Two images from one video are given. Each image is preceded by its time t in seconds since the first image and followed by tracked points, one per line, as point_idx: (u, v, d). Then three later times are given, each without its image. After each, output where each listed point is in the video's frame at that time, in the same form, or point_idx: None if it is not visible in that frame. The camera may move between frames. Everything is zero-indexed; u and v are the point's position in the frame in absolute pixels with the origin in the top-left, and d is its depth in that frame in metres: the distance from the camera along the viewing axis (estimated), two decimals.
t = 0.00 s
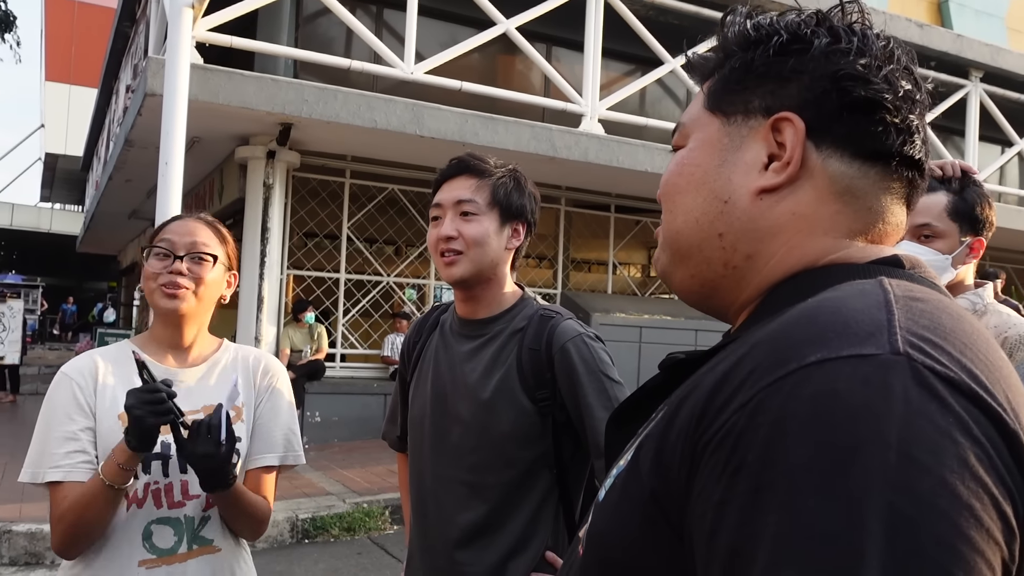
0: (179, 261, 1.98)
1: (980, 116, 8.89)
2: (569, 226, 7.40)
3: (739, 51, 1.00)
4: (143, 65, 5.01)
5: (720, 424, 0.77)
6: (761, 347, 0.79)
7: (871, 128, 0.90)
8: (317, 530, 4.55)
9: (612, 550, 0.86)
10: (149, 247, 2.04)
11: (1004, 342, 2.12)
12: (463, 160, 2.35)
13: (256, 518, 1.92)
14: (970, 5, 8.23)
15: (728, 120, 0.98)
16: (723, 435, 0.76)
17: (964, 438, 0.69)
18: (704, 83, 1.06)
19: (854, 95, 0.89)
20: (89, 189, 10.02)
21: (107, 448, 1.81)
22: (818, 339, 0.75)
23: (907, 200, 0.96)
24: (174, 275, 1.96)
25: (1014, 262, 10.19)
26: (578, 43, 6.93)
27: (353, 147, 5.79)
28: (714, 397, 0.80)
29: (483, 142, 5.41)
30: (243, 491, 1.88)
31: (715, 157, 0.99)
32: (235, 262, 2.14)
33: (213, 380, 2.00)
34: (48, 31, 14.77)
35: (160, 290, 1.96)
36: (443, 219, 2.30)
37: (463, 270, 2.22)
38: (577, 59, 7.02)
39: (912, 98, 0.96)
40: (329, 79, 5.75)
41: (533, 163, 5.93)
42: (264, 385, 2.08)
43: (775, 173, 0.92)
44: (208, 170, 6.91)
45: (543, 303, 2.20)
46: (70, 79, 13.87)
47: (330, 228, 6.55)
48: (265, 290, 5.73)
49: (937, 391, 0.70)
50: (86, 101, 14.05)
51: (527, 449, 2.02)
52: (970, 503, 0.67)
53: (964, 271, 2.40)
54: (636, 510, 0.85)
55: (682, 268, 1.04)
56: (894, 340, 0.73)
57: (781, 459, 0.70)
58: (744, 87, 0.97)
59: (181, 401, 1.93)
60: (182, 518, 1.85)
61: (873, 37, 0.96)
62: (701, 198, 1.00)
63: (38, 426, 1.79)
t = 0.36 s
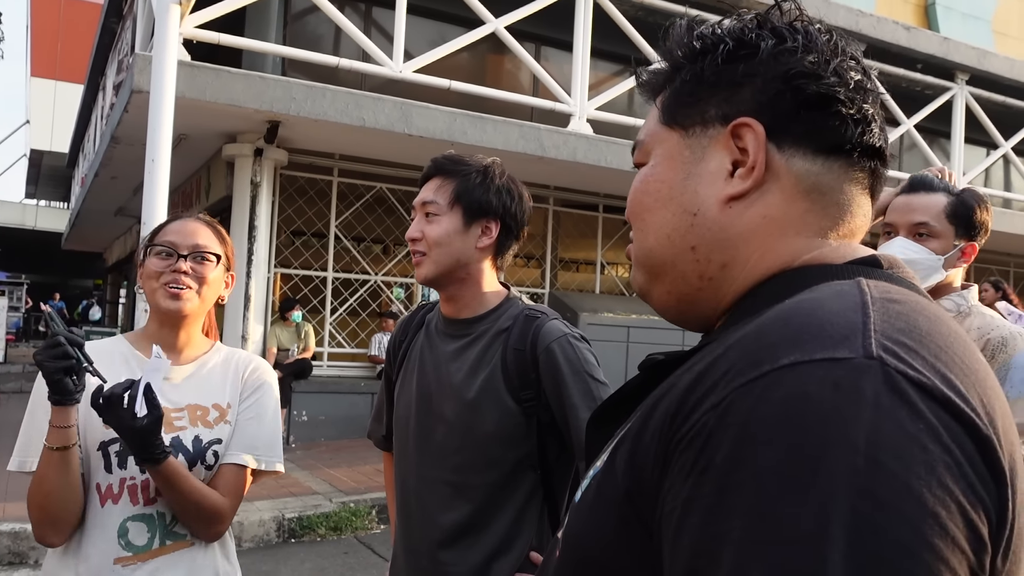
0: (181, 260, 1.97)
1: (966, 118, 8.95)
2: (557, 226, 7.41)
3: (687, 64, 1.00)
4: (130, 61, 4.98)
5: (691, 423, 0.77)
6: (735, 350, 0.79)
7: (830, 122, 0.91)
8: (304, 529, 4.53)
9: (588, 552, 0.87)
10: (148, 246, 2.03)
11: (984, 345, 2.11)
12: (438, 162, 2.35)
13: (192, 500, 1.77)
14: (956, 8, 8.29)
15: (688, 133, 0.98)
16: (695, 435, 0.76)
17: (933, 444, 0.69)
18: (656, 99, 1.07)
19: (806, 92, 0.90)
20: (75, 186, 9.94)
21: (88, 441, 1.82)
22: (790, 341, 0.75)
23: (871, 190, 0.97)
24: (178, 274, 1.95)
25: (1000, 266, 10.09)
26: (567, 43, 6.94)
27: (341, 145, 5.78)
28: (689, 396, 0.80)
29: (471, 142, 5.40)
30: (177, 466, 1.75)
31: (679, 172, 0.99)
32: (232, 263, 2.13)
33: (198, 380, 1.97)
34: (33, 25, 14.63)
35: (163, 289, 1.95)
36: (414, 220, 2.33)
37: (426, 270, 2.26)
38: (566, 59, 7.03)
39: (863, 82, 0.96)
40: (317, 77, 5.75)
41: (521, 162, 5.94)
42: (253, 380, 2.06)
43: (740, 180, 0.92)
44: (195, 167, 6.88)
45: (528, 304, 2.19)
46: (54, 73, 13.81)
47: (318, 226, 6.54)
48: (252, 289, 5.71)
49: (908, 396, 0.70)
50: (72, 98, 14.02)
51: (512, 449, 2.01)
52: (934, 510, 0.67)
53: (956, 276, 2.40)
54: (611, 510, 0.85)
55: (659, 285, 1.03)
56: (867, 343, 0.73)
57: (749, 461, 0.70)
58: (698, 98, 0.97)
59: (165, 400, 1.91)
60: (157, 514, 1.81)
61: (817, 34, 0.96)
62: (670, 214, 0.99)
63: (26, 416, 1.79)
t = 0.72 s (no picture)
0: (162, 267, 1.94)
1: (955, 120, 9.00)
2: (548, 226, 7.41)
3: (734, 42, 0.98)
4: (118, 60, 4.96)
5: (706, 433, 0.76)
6: (751, 354, 0.77)
7: (852, 140, 0.94)
8: (292, 530, 4.52)
9: (587, 558, 0.85)
10: (125, 249, 1.97)
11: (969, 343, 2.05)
12: (433, 161, 2.36)
13: (232, 523, 1.88)
14: (945, 10, 8.32)
15: (721, 114, 0.96)
16: (712, 444, 0.74)
17: (956, 451, 0.69)
18: (685, 63, 1.05)
19: (849, 107, 0.93)
20: (63, 185, 9.91)
21: (77, 447, 1.76)
22: (809, 348, 0.74)
23: (870, 204, 1.00)
24: (160, 282, 1.92)
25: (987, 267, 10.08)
26: (558, 43, 6.95)
27: (332, 145, 5.77)
28: (701, 403, 0.78)
29: (462, 142, 5.39)
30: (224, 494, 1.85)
31: (707, 154, 0.96)
32: (209, 263, 2.10)
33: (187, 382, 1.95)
34: (20, 22, 14.59)
35: (146, 297, 1.91)
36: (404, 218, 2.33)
37: (413, 267, 2.25)
38: (556, 59, 7.03)
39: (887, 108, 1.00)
40: (306, 76, 5.74)
41: (513, 163, 5.93)
42: (241, 388, 2.04)
43: (773, 176, 0.92)
44: (185, 167, 6.86)
45: (513, 306, 2.18)
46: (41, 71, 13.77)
47: (307, 226, 6.53)
48: (241, 289, 5.70)
49: (929, 404, 0.70)
50: (60, 96, 13.99)
51: (495, 450, 2.00)
52: (962, 519, 0.67)
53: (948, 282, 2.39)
54: (614, 518, 0.84)
55: (653, 264, 1.02)
56: (886, 350, 0.73)
57: (780, 473, 0.68)
58: (743, 81, 0.95)
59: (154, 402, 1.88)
60: (150, 518, 1.80)
61: (858, 44, 0.99)
62: (691, 191, 0.96)
63: (7, 423, 1.75)
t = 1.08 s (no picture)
0: (152, 273, 1.92)
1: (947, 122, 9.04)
2: (541, 227, 7.41)
3: (673, 59, 1.00)
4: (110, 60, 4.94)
5: (738, 437, 0.75)
6: (769, 358, 0.77)
7: (805, 133, 0.93)
8: (286, 532, 4.50)
9: (605, 561, 0.84)
10: (107, 252, 1.92)
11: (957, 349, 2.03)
12: (429, 162, 2.35)
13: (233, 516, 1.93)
14: (937, 12, 8.36)
15: (669, 130, 0.98)
16: (748, 447, 0.73)
17: (976, 439, 0.73)
18: (631, 90, 1.07)
19: (794, 103, 0.91)
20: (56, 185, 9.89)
21: (75, 456, 1.73)
22: (833, 350, 0.74)
23: (830, 198, 0.98)
24: (149, 288, 1.90)
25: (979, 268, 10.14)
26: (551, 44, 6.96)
27: (325, 146, 5.76)
28: (726, 408, 0.77)
29: (455, 143, 5.39)
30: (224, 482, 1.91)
31: (660, 168, 0.98)
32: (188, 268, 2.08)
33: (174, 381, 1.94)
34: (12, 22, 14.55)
35: (132, 302, 1.88)
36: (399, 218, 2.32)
37: (409, 269, 2.24)
38: (550, 60, 7.05)
39: (836, 97, 0.99)
40: (299, 76, 5.72)
41: (507, 164, 5.94)
42: (222, 380, 2.07)
43: (724, 182, 0.92)
44: (177, 167, 6.85)
45: (504, 306, 2.18)
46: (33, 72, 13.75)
47: (301, 227, 6.51)
48: (234, 289, 5.69)
49: (951, 400, 0.73)
50: (52, 97, 13.96)
51: (485, 453, 2.00)
52: (990, 503, 0.71)
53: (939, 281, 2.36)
54: (630, 523, 0.82)
55: (630, 280, 1.02)
56: (901, 349, 0.74)
57: (829, 474, 0.69)
58: (684, 96, 0.97)
59: (146, 403, 1.87)
60: (155, 519, 1.81)
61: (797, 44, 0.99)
62: (650, 208, 0.98)
63: None
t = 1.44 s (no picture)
0: (146, 280, 1.91)
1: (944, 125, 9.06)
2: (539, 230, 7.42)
3: (586, 101, 1.04)
4: (109, 62, 4.94)
5: (672, 426, 0.77)
6: (696, 357, 0.79)
7: (710, 150, 0.94)
8: (283, 534, 4.50)
9: (556, 550, 0.84)
10: (99, 255, 1.90)
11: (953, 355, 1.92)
12: (429, 165, 2.33)
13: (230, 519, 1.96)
14: (934, 15, 8.38)
15: (590, 164, 1.01)
16: (682, 435, 0.75)
17: (877, 414, 0.77)
18: (555, 133, 1.10)
19: (696, 128, 0.93)
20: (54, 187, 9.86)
21: (75, 465, 1.73)
22: (752, 344, 0.76)
23: (746, 208, 1.01)
24: (141, 296, 1.89)
25: (977, 271, 10.17)
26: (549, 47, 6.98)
27: (323, 148, 5.77)
28: (661, 402, 0.79)
29: (453, 145, 5.40)
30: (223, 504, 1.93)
31: (585, 200, 1.01)
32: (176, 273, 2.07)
33: (164, 383, 1.95)
34: (10, 24, 14.51)
35: (122, 308, 1.87)
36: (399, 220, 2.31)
37: (410, 272, 2.23)
38: (547, 63, 7.06)
39: (739, 116, 1.00)
40: (297, 79, 5.73)
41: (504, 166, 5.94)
42: (210, 381, 2.08)
43: (642, 207, 0.95)
44: (175, 170, 6.85)
45: (498, 309, 2.18)
46: (30, 74, 13.73)
47: (299, 229, 6.52)
48: (232, 292, 5.71)
49: (854, 383, 0.76)
50: (50, 99, 13.93)
51: (478, 456, 2.01)
52: (888, 471, 0.75)
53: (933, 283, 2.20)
54: (581, 513, 0.83)
55: (573, 302, 1.04)
56: (812, 342, 0.77)
57: (751, 453, 0.71)
58: (599, 132, 1.00)
59: (139, 408, 1.87)
60: (154, 523, 1.80)
61: (698, 72, 1.00)
62: (580, 237, 1.01)
63: None
